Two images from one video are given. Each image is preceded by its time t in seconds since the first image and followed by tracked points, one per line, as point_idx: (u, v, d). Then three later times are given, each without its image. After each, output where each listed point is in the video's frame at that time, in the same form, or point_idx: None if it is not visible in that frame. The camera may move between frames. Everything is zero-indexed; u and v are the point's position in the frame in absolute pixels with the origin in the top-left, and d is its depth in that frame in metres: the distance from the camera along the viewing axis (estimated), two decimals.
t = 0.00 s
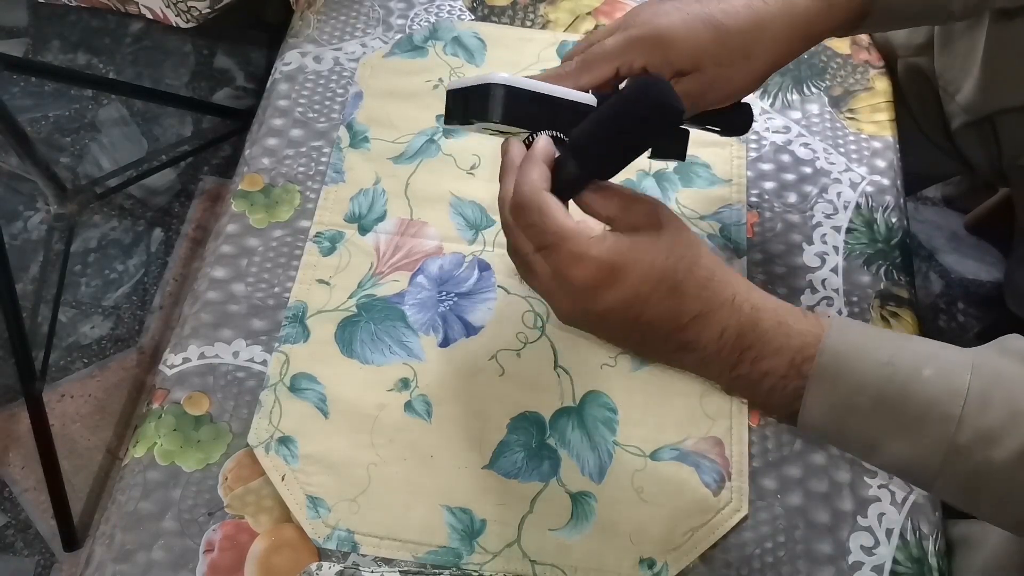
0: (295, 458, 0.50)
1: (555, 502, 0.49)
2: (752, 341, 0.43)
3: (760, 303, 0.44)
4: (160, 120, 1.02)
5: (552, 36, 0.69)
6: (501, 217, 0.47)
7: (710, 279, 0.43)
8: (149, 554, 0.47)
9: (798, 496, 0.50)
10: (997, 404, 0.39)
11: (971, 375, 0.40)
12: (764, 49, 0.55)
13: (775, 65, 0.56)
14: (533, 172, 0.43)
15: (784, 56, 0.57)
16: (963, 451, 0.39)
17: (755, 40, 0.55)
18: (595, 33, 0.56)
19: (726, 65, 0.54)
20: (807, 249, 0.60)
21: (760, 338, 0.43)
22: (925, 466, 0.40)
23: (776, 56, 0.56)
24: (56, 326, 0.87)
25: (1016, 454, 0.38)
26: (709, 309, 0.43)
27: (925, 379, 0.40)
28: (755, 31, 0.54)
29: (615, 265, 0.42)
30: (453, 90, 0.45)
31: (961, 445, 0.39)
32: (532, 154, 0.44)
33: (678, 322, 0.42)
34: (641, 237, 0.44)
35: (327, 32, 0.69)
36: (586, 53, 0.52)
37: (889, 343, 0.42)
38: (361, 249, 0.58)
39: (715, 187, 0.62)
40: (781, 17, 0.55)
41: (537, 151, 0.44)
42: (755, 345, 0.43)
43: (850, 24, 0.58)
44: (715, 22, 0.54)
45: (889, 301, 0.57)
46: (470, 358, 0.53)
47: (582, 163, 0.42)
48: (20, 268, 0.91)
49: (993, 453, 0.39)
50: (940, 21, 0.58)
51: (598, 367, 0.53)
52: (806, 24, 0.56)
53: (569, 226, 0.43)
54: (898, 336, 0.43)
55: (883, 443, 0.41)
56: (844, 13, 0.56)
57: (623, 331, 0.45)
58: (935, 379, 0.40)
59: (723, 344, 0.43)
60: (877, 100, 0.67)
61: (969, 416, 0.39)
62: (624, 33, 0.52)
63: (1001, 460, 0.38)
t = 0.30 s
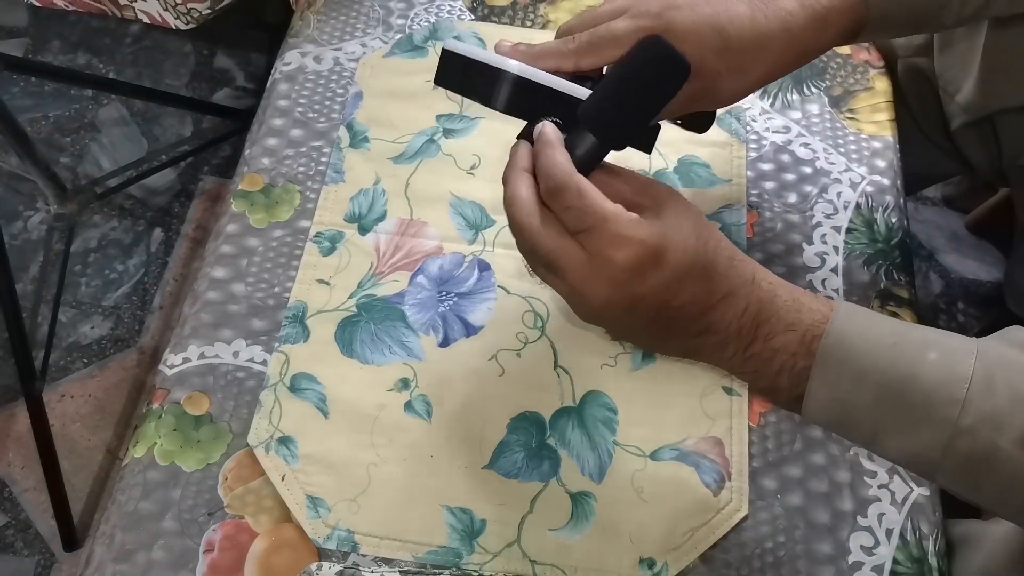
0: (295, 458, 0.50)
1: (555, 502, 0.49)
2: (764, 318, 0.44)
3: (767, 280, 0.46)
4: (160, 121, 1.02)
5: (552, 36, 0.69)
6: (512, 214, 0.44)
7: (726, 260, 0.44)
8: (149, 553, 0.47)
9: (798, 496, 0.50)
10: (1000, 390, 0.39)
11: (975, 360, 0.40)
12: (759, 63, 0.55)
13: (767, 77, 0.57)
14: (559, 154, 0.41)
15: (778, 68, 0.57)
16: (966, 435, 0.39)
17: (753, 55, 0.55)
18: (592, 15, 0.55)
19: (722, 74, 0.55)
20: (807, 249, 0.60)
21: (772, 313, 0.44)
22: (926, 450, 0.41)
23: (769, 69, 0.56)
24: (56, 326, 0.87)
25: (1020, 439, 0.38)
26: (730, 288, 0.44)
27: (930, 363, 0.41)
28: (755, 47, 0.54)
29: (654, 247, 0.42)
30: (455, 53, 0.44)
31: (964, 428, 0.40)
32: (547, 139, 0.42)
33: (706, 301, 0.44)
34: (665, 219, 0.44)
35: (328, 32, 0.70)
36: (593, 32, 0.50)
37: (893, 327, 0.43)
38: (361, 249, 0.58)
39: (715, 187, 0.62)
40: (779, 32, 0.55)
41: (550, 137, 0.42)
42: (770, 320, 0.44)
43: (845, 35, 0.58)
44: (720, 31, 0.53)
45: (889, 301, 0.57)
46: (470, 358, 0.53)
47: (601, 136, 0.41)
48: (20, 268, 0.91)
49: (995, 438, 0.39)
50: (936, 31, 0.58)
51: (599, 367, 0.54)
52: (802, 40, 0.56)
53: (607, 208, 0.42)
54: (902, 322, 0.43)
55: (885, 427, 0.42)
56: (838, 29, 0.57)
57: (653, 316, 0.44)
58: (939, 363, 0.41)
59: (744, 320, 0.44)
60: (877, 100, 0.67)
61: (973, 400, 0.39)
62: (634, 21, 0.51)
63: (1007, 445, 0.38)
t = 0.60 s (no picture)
0: (295, 458, 0.50)
1: (555, 502, 0.49)
2: (780, 296, 0.44)
3: (780, 260, 0.46)
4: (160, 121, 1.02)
5: (552, 36, 0.69)
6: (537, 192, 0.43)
7: (747, 239, 0.44)
8: (149, 553, 0.47)
9: (798, 496, 0.50)
10: (1006, 376, 0.39)
11: (983, 347, 0.40)
12: (755, 84, 0.57)
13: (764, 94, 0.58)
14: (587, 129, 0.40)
15: (774, 87, 0.58)
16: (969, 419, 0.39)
17: (751, 77, 0.56)
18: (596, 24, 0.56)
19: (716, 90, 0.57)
20: (807, 249, 0.60)
21: (787, 292, 0.44)
22: (927, 433, 0.41)
23: (766, 87, 0.58)
24: (56, 326, 0.87)
25: None
26: (752, 266, 0.44)
27: (938, 348, 0.41)
28: (751, 68, 0.56)
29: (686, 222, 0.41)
30: (461, 55, 0.43)
31: (967, 413, 0.39)
32: (570, 117, 0.41)
33: (729, 277, 0.43)
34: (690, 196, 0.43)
35: (328, 32, 0.70)
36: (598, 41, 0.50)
37: (903, 312, 0.43)
38: (361, 249, 0.58)
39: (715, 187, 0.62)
40: (778, 53, 0.56)
41: (573, 115, 0.41)
42: (784, 300, 0.44)
43: (843, 53, 0.59)
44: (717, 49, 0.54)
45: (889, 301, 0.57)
46: (470, 358, 0.53)
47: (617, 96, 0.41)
48: (19, 268, 0.91)
49: (998, 422, 0.39)
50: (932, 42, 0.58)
51: (599, 367, 0.54)
52: (800, 61, 0.57)
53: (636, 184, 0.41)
54: (912, 308, 0.44)
55: (889, 410, 0.42)
56: (834, 48, 0.58)
57: (678, 294, 0.43)
58: (947, 348, 0.41)
59: (761, 298, 0.44)
60: (877, 100, 0.67)
61: (978, 385, 0.39)
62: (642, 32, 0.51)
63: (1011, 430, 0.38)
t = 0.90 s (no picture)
0: (295, 458, 0.50)
1: (555, 502, 0.49)
2: (771, 296, 0.44)
3: (773, 256, 0.45)
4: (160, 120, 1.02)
5: (552, 36, 0.69)
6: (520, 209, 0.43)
7: (736, 240, 0.43)
8: (149, 553, 0.47)
9: (798, 496, 0.50)
10: (1000, 370, 0.39)
11: (977, 342, 0.40)
12: (751, 90, 0.57)
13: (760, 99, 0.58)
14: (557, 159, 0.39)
15: (770, 92, 0.58)
16: (964, 413, 0.39)
17: (749, 82, 0.56)
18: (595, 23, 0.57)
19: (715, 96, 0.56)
20: (808, 248, 0.60)
21: (778, 292, 0.44)
22: (923, 429, 0.41)
23: (762, 92, 0.58)
24: (56, 326, 0.87)
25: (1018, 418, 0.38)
26: (739, 270, 0.43)
27: (932, 344, 0.41)
28: (749, 73, 0.55)
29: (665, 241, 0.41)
30: (463, 47, 0.41)
31: (961, 407, 0.39)
32: (539, 140, 0.40)
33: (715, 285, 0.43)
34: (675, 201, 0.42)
35: (328, 32, 0.70)
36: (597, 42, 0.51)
37: (897, 308, 0.43)
38: (361, 249, 0.58)
39: (715, 187, 0.62)
40: (774, 59, 0.56)
41: (543, 137, 0.40)
42: (775, 300, 0.44)
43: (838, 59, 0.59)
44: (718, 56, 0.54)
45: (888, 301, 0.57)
46: (470, 358, 0.53)
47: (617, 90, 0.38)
48: (19, 268, 0.91)
49: (992, 416, 0.39)
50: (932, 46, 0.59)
51: (599, 367, 0.54)
52: (796, 67, 0.57)
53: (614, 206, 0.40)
54: (906, 304, 0.44)
55: (884, 405, 0.42)
56: (829, 53, 0.58)
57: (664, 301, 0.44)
58: (942, 343, 0.41)
59: (751, 301, 0.44)
60: (877, 100, 0.67)
61: (972, 379, 0.39)
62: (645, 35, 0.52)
63: (1004, 423, 0.38)
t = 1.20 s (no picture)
0: (295, 458, 0.50)
1: (555, 502, 0.49)
2: (760, 294, 0.44)
3: (766, 256, 0.44)
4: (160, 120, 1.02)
5: (551, 36, 0.69)
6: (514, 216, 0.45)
7: (720, 244, 0.43)
8: (149, 553, 0.47)
9: (798, 495, 0.50)
10: (992, 362, 0.39)
11: (969, 336, 0.40)
12: (774, 99, 0.56)
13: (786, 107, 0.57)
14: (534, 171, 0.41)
15: (794, 99, 0.57)
16: (956, 406, 0.39)
17: (768, 91, 0.55)
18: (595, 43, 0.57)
19: (739, 111, 0.55)
20: (807, 249, 0.60)
21: (769, 291, 0.43)
22: (918, 421, 0.41)
23: (785, 99, 0.57)
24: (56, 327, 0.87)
25: (1007, 411, 0.38)
26: (723, 274, 0.43)
27: (924, 337, 0.41)
28: (765, 82, 0.55)
29: (640, 252, 0.42)
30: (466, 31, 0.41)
31: (953, 401, 0.39)
32: (520, 150, 0.41)
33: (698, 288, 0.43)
34: (655, 208, 0.43)
35: (328, 32, 0.70)
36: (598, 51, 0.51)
37: (890, 301, 0.42)
38: (361, 249, 0.58)
39: (715, 187, 0.62)
40: (790, 65, 0.55)
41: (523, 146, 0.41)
42: (766, 298, 0.43)
43: (858, 60, 0.58)
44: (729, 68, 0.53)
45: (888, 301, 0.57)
46: (470, 358, 0.53)
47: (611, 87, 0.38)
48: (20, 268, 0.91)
49: (983, 408, 0.39)
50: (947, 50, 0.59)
51: (599, 367, 0.54)
52: (814, 71, 0.56)
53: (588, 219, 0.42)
54: (899, 297, 0.43)
55: (877, 397, 0.42)
56: (848, 53, 0.57)
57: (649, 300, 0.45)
58: (933, 337, 0.40)
59: (737, 303, 0.44)
60: (877, 100, 0.67)
61: (964, 372, 0.39)
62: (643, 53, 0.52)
63: (995, 416, 0.38)
